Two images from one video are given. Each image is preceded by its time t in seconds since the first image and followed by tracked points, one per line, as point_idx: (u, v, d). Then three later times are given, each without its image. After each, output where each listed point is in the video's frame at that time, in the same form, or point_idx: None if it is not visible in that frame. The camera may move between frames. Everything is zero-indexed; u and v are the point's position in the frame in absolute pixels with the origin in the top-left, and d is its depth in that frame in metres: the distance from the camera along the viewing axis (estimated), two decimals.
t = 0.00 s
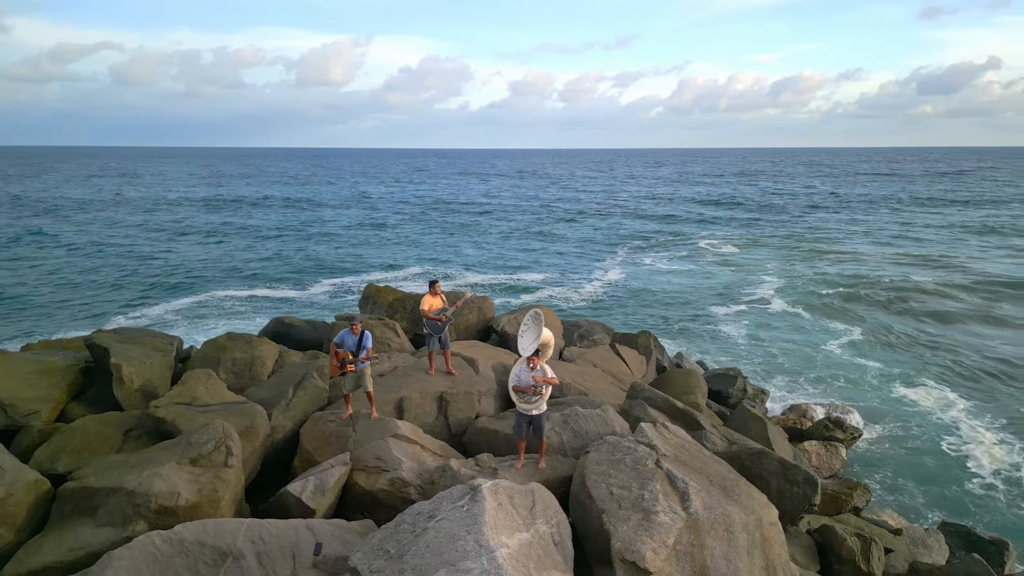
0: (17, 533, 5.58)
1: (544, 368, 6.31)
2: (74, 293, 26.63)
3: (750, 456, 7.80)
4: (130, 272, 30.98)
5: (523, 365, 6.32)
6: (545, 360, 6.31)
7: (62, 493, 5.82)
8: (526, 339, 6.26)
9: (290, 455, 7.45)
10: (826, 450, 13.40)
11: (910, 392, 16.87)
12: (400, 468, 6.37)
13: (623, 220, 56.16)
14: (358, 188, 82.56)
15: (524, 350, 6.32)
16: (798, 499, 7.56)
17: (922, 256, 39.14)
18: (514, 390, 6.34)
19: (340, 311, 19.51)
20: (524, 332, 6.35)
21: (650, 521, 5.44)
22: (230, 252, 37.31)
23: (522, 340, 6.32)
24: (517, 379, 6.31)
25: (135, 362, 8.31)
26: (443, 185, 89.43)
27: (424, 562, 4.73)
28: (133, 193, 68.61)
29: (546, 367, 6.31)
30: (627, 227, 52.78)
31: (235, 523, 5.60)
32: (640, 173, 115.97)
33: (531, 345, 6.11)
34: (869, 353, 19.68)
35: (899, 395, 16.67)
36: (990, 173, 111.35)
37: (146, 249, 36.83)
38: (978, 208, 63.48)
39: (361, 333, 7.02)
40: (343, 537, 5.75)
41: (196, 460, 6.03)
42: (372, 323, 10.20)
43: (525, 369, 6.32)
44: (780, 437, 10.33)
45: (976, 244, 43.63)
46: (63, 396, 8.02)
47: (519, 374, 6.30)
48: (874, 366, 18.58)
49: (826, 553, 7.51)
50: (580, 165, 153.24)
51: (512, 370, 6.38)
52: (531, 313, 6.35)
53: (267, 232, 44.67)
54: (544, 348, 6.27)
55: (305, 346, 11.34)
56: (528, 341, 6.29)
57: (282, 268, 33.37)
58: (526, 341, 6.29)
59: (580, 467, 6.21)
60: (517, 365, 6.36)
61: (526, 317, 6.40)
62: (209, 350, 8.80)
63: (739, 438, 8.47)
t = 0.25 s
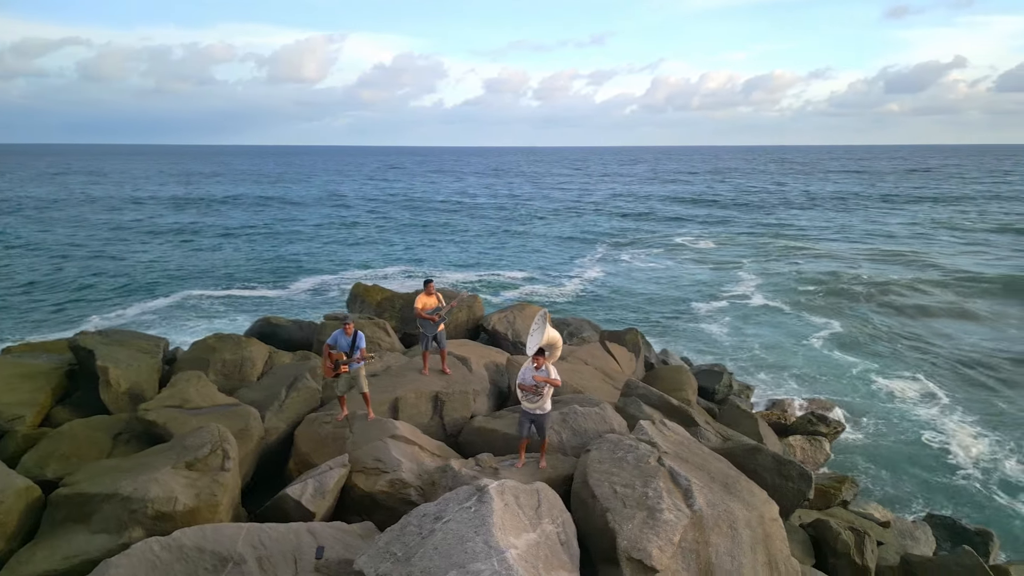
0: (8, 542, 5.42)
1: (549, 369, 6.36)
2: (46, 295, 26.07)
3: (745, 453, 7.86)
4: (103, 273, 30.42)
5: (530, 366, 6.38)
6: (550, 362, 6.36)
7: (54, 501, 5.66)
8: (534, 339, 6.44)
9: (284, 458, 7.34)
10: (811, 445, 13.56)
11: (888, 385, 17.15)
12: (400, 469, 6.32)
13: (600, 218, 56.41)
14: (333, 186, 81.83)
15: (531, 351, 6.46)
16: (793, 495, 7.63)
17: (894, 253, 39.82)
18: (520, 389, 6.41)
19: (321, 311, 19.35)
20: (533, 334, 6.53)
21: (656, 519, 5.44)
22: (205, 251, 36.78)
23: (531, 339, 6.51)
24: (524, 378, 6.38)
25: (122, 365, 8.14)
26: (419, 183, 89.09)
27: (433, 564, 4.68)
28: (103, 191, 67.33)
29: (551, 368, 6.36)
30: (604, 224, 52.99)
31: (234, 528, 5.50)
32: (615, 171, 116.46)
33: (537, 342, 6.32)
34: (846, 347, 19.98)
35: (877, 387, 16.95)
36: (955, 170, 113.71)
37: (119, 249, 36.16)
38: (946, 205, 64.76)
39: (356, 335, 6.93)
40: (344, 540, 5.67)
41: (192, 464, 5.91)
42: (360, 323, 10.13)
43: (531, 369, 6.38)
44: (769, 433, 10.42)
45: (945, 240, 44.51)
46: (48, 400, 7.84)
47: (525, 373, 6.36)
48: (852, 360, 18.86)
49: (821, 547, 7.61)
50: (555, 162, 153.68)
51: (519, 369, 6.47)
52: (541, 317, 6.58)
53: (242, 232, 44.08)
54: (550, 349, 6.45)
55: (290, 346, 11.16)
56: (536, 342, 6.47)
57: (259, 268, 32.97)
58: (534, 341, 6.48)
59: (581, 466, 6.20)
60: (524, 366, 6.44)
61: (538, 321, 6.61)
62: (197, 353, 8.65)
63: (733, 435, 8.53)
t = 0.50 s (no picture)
0: None
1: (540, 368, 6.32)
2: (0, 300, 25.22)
3: (729, 449, 7.93)
4: (59, 277, 29.53)
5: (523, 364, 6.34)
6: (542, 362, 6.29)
7: (30, 513, 5.45)
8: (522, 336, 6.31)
9: (266, 463, 7.20)
10: (783, 439, 13.78)
11: (854, 378, 17.57)
12: (388, 473, 6.23)
13: (567, 218, 56.73)
14: (295, 186, 80.77)
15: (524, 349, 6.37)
16: (776, 490, 7.72)
17: (853, 250, 40.76)
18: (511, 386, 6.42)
19: (292, 315, 19.11)
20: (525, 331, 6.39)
21: (650, 518, 5.44)
22: (166, 254, 35.99)
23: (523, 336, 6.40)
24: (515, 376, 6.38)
25: (93, 371, 7.90)
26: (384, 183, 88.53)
27: (431, 568, 4.60)
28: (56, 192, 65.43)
29: (542, 368, 6.29)
30: (571, 224, 53.30)
31: (221, 537, 5.35)
32: (579, 171, 117.34)
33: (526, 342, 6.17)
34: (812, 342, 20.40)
35: (844, 381, 17.34)
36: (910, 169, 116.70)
37: (76, 252, 35.17)
38: (901, 203, 66.49)
39: (339, 336, 6.88)
40: (335, 547, 5.55)
41: (174, 472, 5.74)
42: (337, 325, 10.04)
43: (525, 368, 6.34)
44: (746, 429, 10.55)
45: (902, 238, 45.69)
46: (16, 409, 7.57)
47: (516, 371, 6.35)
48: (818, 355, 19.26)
49: (803, 541, 7.70)
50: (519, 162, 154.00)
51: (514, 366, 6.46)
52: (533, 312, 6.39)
53: (204, 233, 43.22)
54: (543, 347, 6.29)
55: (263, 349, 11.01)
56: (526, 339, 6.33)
57: (223, 270, 32.37)
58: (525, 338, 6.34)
59: (572, 466, 6.18)
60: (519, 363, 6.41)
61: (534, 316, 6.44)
62: (171, 357, 8.44)
63: (715, 432, 8.60)
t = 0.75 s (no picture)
0: None
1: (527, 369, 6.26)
2: None
3: (710, 447, 8.02)
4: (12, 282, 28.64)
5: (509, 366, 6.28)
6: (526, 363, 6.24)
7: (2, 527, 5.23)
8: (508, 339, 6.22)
9: (246, 470, 7.04)
10: (753, 435, 14.02)
11: (818, 373, 17.97)
12: (375, 478, 6.14)
13: (532, 219, 56.90)
14: (256, 188, 79.61)
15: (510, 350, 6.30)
16: (757, 486, 7.83)
17: (812, 249, 41.67)
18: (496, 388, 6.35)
19: (259, 319, 18.82)
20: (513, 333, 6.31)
21: (642, 517, 5.46)
22: (124, 257, 35.15)
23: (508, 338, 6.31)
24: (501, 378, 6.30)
25: (62, 378, 7.66)
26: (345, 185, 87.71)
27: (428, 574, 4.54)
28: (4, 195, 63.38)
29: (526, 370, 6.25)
30: (536, 225, 53.47)
31: (207, 547, 5.20)
32: (541, 173, 117.89)
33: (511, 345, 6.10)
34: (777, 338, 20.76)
35: (809, 375, 17.72)
36: (862, 170, 119.93)
37: (29, 257, 34.12)
38: (855, 203, 68.24)
39: (325, 340, 6.79)
40: (324, 554, 5.44)
41: (156, 482, 5.56)
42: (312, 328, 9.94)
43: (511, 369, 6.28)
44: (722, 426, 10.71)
45: (858, 237, 46.89)
46: None
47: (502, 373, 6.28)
48: (783, 351, 19.58)
49: (784, 536, 7.81)
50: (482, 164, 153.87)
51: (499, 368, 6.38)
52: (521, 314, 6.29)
53: (162, 237, 42.32)
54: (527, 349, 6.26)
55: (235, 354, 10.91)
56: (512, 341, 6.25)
57: (184, 274, 31.73)
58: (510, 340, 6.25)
59: (561, 467, 6.17)
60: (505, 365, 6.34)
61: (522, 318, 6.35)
62: (143, 363, 8.21)
63: (694, 430, 8.70)
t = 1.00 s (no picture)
0: None
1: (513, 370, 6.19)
2: None
3: (697, 445, 8.12)
4: None
5: (494, 368, 6.18)
6: (514, 363, 6.16)
7: None
8: (495, 342, 6.09)
9: (232, 477, 6.92)
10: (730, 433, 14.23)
11: (791, 371, 18.28)
12: (369, 483, 6.08)
13: (503, 222, 57.03)
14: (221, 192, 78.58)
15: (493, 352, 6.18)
16: (743, 483, 7.96)
17: (779, 251, 42.42)
18: (482, 392, 6.21)
19: (233, 325, 18.57)
20: (494, 335, 6.19)
21: (641, 516, 5.48)
22: (88, 264, 34.45)
23: (490, 342, 6.16)
24: (488, 382, 6.17)
25: (38, 388, 7.52)
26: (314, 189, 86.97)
27: None
28: None
29: (516, 370, 6.17)
30: (507, 229, 53.60)
31: (201, 556, 5.10)
32: (510, 176, 118.33)
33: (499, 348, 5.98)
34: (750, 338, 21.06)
35: (782, 374, 18.01)
36: (825, 173, 122.60)
37: None
38: (819, 206, 69.66)
39: (317, 344, 6.79)
40: (321, 560, 5.35)
41: (146, 490, 5.43)
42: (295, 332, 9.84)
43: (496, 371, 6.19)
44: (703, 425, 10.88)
45: (822, 239, 47.86)
46: None
47: (489, 376, 6.15)
48: (756, 350, 19.85)
49: (770, 532, 7.91)
50: (450, 167, 153.95)
51: (482, 371, 6.23)
52: (501, 315, 6.16)
53: (126, 242, 41.54)
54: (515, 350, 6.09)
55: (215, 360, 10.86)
56: (497, 344, 6.14)
57: (151, 280, 31.20)
58: (496, 344, 6.12)
59: (556, 468, 6.18)
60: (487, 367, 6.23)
61: (498, 318, 6.23)
62: (122, 370, 8.05)
63: (681, 429, 8.80)
